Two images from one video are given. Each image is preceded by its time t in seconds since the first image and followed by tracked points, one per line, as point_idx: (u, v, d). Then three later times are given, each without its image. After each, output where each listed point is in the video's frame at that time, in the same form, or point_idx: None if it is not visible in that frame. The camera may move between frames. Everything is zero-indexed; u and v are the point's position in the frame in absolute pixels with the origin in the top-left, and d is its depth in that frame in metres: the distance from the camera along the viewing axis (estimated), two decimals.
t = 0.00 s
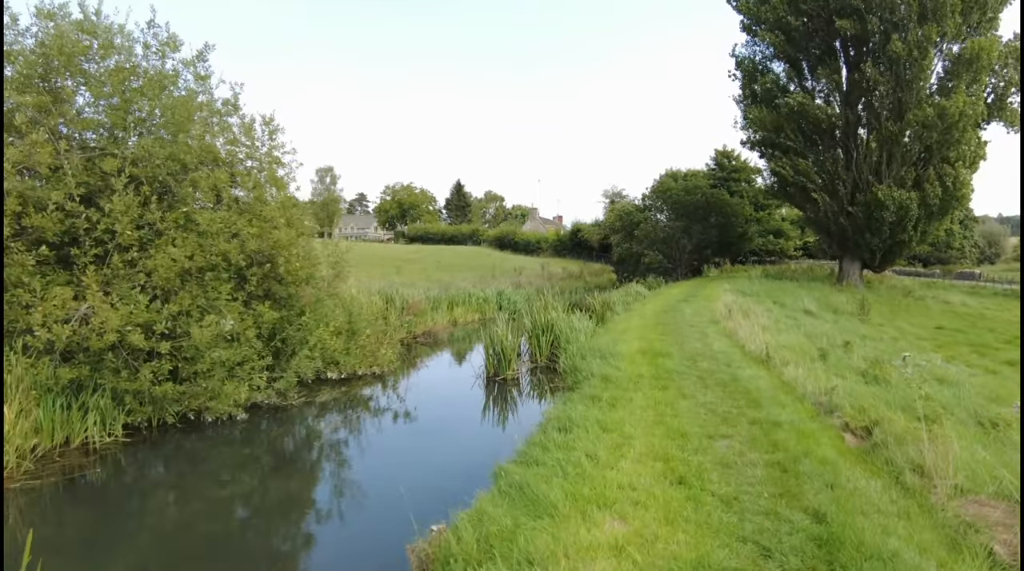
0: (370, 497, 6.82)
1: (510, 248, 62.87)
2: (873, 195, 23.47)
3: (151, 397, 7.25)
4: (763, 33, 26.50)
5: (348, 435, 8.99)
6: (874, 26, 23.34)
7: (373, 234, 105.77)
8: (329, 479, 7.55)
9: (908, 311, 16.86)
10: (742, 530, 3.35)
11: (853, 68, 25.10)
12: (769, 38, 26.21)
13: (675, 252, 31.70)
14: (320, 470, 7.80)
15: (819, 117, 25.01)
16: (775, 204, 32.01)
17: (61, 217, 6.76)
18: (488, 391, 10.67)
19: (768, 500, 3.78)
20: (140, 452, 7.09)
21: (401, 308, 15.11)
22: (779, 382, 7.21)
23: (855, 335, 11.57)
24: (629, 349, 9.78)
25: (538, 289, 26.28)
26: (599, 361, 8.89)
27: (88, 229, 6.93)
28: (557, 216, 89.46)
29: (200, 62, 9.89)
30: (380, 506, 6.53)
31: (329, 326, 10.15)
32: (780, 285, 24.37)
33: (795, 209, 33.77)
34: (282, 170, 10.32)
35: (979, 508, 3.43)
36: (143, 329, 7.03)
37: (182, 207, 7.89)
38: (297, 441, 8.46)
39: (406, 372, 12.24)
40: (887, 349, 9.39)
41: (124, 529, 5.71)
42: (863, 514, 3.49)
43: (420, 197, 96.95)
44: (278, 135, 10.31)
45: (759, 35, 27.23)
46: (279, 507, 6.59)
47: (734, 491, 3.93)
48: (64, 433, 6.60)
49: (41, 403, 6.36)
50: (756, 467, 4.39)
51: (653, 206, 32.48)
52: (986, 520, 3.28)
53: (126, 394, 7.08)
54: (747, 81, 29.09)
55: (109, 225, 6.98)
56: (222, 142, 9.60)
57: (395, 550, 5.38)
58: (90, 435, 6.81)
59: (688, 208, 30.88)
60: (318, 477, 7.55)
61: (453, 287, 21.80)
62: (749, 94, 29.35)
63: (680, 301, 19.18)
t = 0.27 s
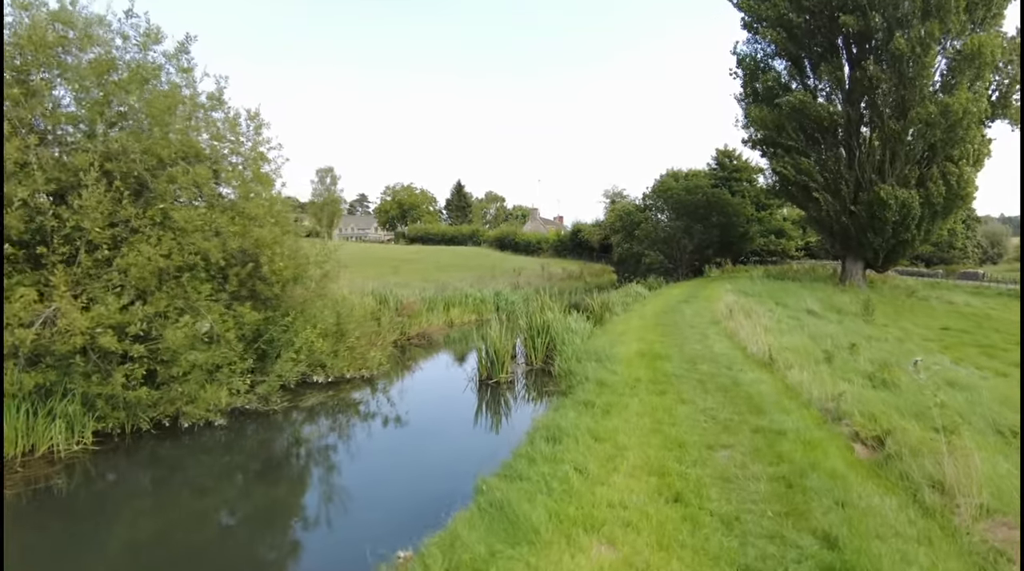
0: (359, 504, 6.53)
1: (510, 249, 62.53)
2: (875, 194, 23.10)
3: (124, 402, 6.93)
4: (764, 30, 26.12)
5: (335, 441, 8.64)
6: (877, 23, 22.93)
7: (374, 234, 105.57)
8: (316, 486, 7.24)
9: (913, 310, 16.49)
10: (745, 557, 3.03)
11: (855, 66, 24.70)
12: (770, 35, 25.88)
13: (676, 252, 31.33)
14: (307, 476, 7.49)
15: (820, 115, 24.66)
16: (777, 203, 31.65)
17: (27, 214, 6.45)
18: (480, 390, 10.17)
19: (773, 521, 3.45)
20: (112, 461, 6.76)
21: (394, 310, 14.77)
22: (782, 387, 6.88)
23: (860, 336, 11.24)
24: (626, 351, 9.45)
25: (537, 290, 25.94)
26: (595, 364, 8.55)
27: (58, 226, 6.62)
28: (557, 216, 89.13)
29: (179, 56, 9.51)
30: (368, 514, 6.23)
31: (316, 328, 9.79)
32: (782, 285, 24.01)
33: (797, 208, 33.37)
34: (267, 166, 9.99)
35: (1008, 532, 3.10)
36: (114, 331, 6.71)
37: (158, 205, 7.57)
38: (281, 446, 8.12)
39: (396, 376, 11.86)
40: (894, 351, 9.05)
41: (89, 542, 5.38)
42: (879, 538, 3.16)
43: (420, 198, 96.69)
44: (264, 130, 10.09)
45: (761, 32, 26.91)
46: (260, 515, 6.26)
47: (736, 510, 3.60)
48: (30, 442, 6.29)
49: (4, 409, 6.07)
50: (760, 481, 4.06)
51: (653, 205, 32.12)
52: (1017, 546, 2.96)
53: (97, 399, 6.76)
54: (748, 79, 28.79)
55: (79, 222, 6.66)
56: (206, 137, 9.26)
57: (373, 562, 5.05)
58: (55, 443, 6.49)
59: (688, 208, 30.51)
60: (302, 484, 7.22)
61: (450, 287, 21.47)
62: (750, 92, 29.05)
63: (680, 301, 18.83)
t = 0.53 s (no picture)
0: (350, 518, 6.22)
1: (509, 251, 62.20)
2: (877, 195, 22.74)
3: (95, 413, 6.59)
4: (765, 29, 26.01)
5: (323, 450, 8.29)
6: (880, 21, 22.49)
7: (373, 235, 105.34)
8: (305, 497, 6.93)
9: (919, 312, 16.15)
10: None
11: (857, 65, 24.25)
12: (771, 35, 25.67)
13: (676, 254, 30.99)
14: (295, 486, 7.16)
15: (822, 116, 24.42)
16: (778, 204, 31.31)
17: None
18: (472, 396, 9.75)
19: (785, 556, 3.11)
20: (81, 477, 6.40)
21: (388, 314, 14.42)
22: (789, 398, 6.54)
23: (867, 341, 10.92)
24: (625, 358, 9.10)
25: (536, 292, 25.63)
26: (592, 372, 8.21)
27: (25, 229, 6.28)
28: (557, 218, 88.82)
29: (160, 54, 9.13)
30: (357, 529, 5.91)
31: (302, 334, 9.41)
32: (784, 287, 23.68)
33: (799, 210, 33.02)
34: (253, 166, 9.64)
35: None
36: (84, 340, 6.36)
37: (133, 206, 7.21)
38: (265, 454, 7.75)
39: (387, 384, 11.48)
40: (904, 357, 8.70)
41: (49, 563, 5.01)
42: None
43: (420, 199, 96.44)
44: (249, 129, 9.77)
45: (762, 31, 26.72)
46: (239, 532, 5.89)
47: (744, 543, 3.26)
48: None
49: None
50: (769, 507, 3.71)
51: (654, 207, 31.79)
52: None
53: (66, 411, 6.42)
54: (749, 79, 28.64)
55: (47, 225, 6.31)
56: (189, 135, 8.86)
57: None
58: (16, 457, 6.15)
59: (689, 209, 30.19)
60: (285, 495, 6.85)
61: (447, 290, 21.16)
62: (750, 93, 28.92)
63: (680, 304, 18.49)
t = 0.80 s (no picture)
0: (340, 523, 5.91)
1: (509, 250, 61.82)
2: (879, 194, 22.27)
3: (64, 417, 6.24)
4: (768, 25, 25.50)
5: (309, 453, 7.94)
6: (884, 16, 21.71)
7: (373, 235, 105.06)
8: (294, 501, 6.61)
9: (925, 310, 15.81)
10: None
11: (860, 62, 23.60)
12: (774, 30, 25.19)
13: (676, 252, 30.63)
14: (283, 490, 6.83)
15: (824, 112, 23.94)
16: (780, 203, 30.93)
17: None
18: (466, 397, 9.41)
19: None
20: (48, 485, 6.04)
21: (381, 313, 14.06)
22: (797, 401, 6.21)
23: (874, 340, 10.56)
24: (624, 359, 8.77)
25: (535, 292, 25.32)
26: (590, 373, 7.88)
27: None
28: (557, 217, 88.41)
29: (142, 42, 8.64)
30: (346, 537, 5.60)
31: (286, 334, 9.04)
32: (787, 287, 23.34)
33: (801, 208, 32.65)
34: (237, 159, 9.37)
35: None
36: (51, 339, 6.01)
37: (107, 199, 6.84)
38: (247, 457, 7.37)
39: (378, 386, 11.11)
40: (915, 357, 8.35)
41: None
42: None
43: (419, 199, 96.06)
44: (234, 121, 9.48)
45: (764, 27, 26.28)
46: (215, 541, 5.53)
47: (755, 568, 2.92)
48: None
49: None
50: (782, 525, 3.37)
51: (654, 206, 31.43)
52: None
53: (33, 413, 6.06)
54: (751, 75, 28.35)
55: (14, 216, 5.94)
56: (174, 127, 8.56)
57: None
58: None
59: (690, 208, 29.84)
60: (266, 499, 6.48)
61: (444, 289, 20.83)
62: (752, 89, 28.65)
63: (682, 304, 18.16)
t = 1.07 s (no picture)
0: (330, 535, 5.64)
1: (509, 251, 61.52)
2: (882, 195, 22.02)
3: (33, 427, 5.93)
4: (771, 23, 25.46)
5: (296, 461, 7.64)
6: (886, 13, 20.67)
7: (373, 235, 104.82)
8: (282, 512, 6.34)
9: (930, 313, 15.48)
10: None
11: (863, 61, 22.67)
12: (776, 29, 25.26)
13: (676, 253, 30.33)
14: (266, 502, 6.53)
15: (825, 112, 24.09)
16: (781, 203, 30.61)
17: None
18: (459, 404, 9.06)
19: None
20: (15, 501, 5.73)
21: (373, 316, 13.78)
22: (804, 412, 5.91)
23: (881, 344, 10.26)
24: (623, 364, 8.47)
25: (533, 293, 25.04)
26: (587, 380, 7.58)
27: None
28: (557, 218, 88.07)
29: (125, 35, 8.22)
30: (331, 552, 5.30)
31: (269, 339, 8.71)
32: (788, 288, 23.04)
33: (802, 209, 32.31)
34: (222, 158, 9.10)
35: None
36: (16, 347, 5.68)
37: (78, 198, 6.50)
38: (229, 466, 7.07)
39: (368, 392, 10.77)
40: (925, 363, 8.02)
41: None
42: None
43: (420, 198, 96.24)
44: (220, 118, 9.20)
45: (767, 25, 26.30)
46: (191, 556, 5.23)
47: None
48: None
49: None
50: (794, 556, 3.07)
51: (654, 206, 31.14)
52: None
53: None
54: (753, 74, 28.38)
55: None
56: (160, 124, 8.25)
57: None
58: None
59: (690, 208, 29.59)
60: (248, 510, 6.17)
61: (441, 290, 20.55)
62: (754, 89, 28.78)
63: (683, 306, 17.86)
